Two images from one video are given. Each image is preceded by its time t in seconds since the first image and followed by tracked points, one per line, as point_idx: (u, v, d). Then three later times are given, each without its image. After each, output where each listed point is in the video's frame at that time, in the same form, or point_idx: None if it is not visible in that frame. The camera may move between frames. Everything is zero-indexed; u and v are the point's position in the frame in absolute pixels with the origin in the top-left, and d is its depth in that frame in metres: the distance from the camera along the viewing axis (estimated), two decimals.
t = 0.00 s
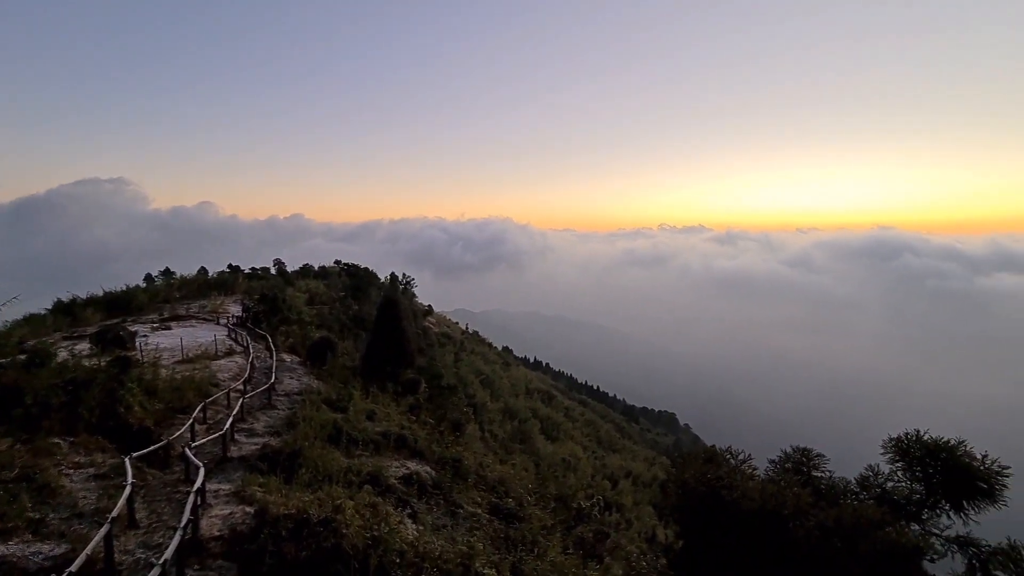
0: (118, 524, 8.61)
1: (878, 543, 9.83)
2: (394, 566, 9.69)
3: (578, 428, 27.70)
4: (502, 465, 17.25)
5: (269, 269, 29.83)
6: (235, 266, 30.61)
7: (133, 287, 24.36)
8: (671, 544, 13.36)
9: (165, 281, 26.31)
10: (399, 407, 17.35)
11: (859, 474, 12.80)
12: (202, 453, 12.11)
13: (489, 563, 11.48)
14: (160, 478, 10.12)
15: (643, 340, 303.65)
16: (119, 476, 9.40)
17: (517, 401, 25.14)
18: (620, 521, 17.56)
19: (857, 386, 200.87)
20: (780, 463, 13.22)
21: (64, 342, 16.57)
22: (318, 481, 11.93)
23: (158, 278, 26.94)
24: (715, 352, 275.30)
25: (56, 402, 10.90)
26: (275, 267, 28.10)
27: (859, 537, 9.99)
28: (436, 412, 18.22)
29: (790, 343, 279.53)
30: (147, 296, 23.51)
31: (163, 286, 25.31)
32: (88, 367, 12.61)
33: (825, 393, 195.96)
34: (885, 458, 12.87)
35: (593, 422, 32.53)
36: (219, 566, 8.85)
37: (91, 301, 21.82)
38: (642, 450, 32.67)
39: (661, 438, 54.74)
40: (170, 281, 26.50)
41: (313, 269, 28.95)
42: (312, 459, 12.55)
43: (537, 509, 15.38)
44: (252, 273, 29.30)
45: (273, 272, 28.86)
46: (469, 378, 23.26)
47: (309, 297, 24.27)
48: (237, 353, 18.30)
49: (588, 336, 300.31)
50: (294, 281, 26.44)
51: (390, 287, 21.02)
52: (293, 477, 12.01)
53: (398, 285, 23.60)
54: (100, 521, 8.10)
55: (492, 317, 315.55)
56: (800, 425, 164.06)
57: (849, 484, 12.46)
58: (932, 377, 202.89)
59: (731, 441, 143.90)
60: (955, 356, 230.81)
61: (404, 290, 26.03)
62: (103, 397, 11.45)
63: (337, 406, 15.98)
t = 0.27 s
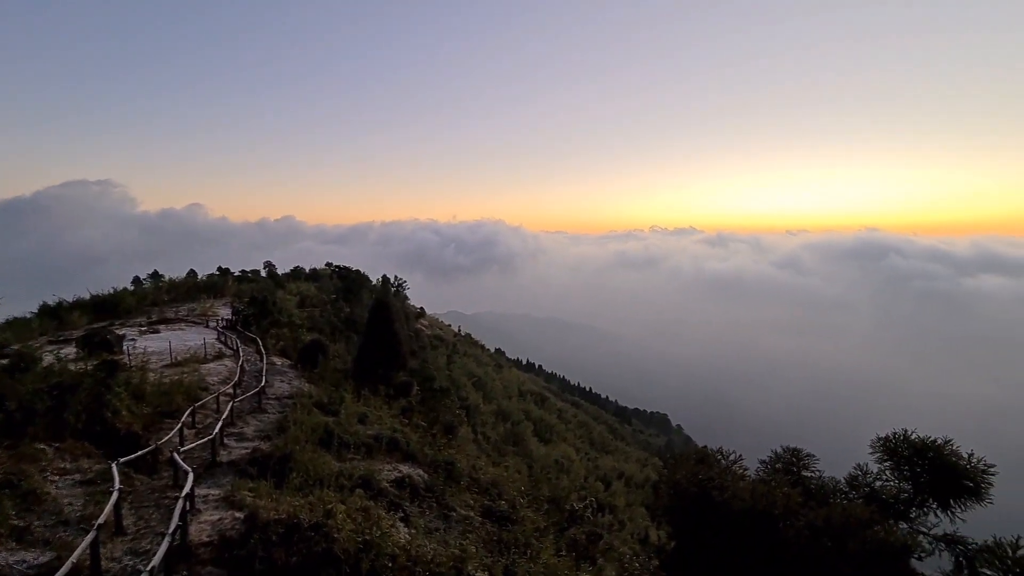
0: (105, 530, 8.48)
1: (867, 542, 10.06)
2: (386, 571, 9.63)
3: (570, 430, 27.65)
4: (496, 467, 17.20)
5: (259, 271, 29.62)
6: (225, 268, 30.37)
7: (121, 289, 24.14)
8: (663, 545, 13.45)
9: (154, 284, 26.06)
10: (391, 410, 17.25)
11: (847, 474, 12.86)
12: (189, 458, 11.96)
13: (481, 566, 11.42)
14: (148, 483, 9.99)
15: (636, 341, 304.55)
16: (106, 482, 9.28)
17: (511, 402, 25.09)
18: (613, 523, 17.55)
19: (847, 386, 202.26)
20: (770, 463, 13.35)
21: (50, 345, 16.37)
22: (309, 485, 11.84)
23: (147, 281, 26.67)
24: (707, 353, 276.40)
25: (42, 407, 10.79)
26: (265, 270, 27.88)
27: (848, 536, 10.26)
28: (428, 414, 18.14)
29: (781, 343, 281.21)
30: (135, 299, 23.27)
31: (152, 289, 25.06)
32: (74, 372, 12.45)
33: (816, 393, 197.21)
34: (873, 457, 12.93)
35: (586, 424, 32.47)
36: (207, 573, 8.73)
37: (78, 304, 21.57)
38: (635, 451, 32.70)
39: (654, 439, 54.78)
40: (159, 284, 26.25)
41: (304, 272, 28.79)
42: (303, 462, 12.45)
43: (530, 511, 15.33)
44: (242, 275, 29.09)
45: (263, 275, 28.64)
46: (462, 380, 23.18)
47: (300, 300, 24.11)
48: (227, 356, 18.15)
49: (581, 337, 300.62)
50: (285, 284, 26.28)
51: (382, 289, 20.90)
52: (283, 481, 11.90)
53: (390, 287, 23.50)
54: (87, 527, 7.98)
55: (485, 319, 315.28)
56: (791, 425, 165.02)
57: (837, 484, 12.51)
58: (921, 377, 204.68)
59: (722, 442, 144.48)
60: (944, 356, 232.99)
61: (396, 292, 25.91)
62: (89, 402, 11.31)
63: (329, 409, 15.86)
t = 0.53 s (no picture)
0: (93, 537, 8.36)
1: (859, 540, 10.09)
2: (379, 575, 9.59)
3: (564, 432, 27.64)
4: (490, 470, 17.14)
5: (250, 274, 29.40)
6: (216, 271, 30.14)
7: (110, 293, 23.90)
8: (657, 545, 13.47)
9: (143, 287, 25.81)
10: (384, 413, 17.15)
11: (838, 474, 12.97)
12: (179, 463, 11.83)
13: (475, 569, 11.36)
14: (138, 489, 9.87)
15: (628, 343, 305.09)
16: (94, 488, 9.17)
17: (504, 405, 25.05)
18: (607, 524, 17.52)
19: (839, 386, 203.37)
20: (763, 463, 13.40)
21: (37, 350, 16.16)
22: (301, 489, 11.76)
23: (136, 284, 26.42)
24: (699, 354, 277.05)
25: (29, 412, 10.67)
26: (256, 273, 27.70)
27: (840, 536, 10.29)
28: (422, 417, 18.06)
29: (773, 343, 282.64)
30: (124, 302, 23.04)
31: (141, 293, 24.82)
32: (62, 377, 12.30)
33: (808, 393, 198.20)
34: (864, 456, 13.02)
35: (580, 426, 32.44)
36: None
37: (66, 308, 21.33)
38: (628, 452, 32.68)
39: (647, 440, 54.87)
40: (148, 287, 25.99)
41: (297, 274, 28.64)
42: (295, 466, 12.36)
43: (524, 513, 15.28)
44: (232, 278, 28.88)
45: (254, 277, 28.44)
46: (455, 383, 23.12)
47: (293, 303, 23.96)
48: (218, 360, 18.00)
49: (574, 339, 300.39)
50: (277, 286, 26.11)
51: (375, 291, 20.81)
52: (275, 485, 11.81)
53: (383, 289, 23.39)
54: (75, 534, 7.87)
55: (478, 321, 314.71)
56: (783, 425, 165.64)
57: (828, 484, 12.59)
58: (911, 376, 206.24)
59: (715, 442, 144.71)
60: (933, 355, 234.94)
61: (389, 295, 25.82)
62: (77, 406, 11.18)
63: (321, 412, 15.75)
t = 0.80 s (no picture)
0: (81, 544, 8.24)
1: (850, 540, 10.15)
2: None
3: (558, 433, 27.63)
4: (483, 472, 17.11)
5: (241, 276, 29.20)
6: (206, 273, 29.90)
7: (98, 296, 23.65)
8: (649, 546, 13.55)
9: (132, 290, 25.58)
10: (377, 416, 17.07)
11: (829, 473, 13.05)
12: (169, 467, 11.71)
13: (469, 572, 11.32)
14: (127, 495, 9.75)
15: (621, 344, 305.73)
16: (82, 493, 9.05)
17: (498, 406, 25.02)
18: (601, 525, 17.52)
19: (829, 385, 204.72)
20: (754, 463, 13.47)
21: (23, 355, 15.96)
22: (293, 493, 11.66)
23: (125, 287, 26.18)
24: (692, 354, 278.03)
25: (15, 417, 10.50)
26: (247, 275, 27.52)
27: (830, 535, 10.36)
28: (414, 419, 17.99)
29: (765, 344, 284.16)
30: (113, 306, 22.82)
31: (130, 295, 24.58)
32: (49, 381, 12.17)
33: (799, 393, 199.26)
34: (854, 455, 13.12)
35: (573, 427, 32.46)
36: None
37: (53, 311, 21.09)
38: (622, 453, 32.70)
39: (640, 441, 54.94)
40: (137, 290, 25.77)
41: (288, 276, 28.48)
42: (287, 470, 12.28)
43: (517, 515, 15.25)
44: (223, 281, 28.69)
45: (245, 280, 28.23)
46: (448, 385, 23.09)
47: (284, 305, 23.82)
48: (207, 363, 17.86)
49: (566, 340, 300.46)
50: (267, 289, 25.94)
51: (367, 293, 20.73)
52: (266, 489, 11.71)
53: (376, 291, 23.28)
54: (61, 541, 7.76)
55: (471, 323, 314.56)
56: (774, 425, 166.48)
57: (819, 483, 12.68)
58: (901, 376, 207.85)
59: (707, 442, 145.11)
60: (922, 354, 237.06)
61: (382, 297, 25.75)
62: (63, 410, 11.04)
63: (313, 415, 15.65)
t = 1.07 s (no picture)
0: (64, 551, 8.08)
1: (838, 538, 10.23)
2: None
3: (549, 434, 27.61)
4: (474, 474, 17.05)
5: (229, 279, 28.96)
6: (193, 276, 29.59)
7: (83, 299, 23.30)
8: (640, 547, 13.56)
9: (118, 293, 25.26)
10: (367, 418, 16.96)
11: (817, 472, 13.13)
12: (156, 472, 11.56)
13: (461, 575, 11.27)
14: (112, 501, 9.61)
15: (612, 345, 306.40)
16: (65, 501, 8.90)
17: (489, 408, 24.95)
18: (593, 526, 17.52)
19: (818, 385, 206.28)
20: (744, 463, 13.52)
21: (6, 359, 15.72)
22: (282, 497, 11.55)
23: (111, 290, 25.87)
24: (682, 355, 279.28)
25: None
26: (236, 277, 27.27)
27: (818, 534, 10.40)
28: (405, 422, 17.89)
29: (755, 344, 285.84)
30: (98, 309, 22.51)
31: (116, 298, 24.27)
32: (32, 387, 11.97)
33: (788, 393, 200.54)
34: (841, 454, 13.22)
35: (564, 428, 32.43)
36: None
37: (36, 315, 20.77)
38: (613, 454, 32.74)
39: (631, 442, 55.02)
40: (123, 293, 25.45)
41: (278, 278, 28.28)
42: (276, 474, 12.16)
43: (509, 517, 15.21)
44: (211, 283, 28.40)
45: (234, 282, 27.98)
46: (440, 387, 22.99)
47: (273, 308, 23.62)
48: (195, 366, 17.68)
49: (557, 342, 300.61)
50: (256, 291, 25.72)
51: (357, 295, 20.61)
52: (255, 495, 11.58)
53: (366, 293, 23.16)
54: (44, 549, 7.62)
55: (462, 325, 313.67)
56: (764, 426, 167.43)
57: (807, 482, 12.75)
58: (889, 375, 209.67)
59: (698, 443, 145.54)
60: (910, 353, 239.39)
61: (372, 299, 25.58)
62: (47, 416, 10.85)
63: (302, 418, 15.52)
